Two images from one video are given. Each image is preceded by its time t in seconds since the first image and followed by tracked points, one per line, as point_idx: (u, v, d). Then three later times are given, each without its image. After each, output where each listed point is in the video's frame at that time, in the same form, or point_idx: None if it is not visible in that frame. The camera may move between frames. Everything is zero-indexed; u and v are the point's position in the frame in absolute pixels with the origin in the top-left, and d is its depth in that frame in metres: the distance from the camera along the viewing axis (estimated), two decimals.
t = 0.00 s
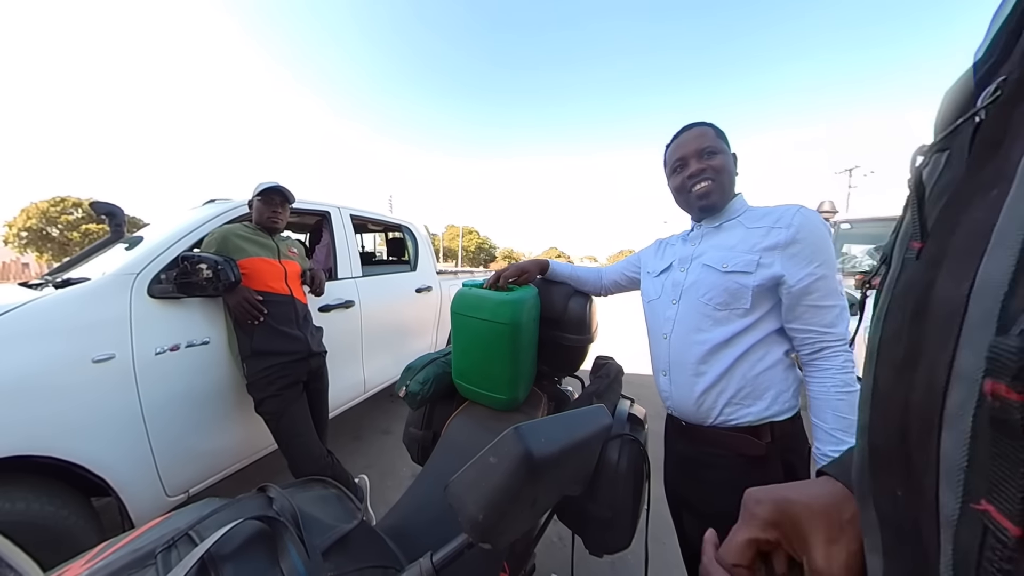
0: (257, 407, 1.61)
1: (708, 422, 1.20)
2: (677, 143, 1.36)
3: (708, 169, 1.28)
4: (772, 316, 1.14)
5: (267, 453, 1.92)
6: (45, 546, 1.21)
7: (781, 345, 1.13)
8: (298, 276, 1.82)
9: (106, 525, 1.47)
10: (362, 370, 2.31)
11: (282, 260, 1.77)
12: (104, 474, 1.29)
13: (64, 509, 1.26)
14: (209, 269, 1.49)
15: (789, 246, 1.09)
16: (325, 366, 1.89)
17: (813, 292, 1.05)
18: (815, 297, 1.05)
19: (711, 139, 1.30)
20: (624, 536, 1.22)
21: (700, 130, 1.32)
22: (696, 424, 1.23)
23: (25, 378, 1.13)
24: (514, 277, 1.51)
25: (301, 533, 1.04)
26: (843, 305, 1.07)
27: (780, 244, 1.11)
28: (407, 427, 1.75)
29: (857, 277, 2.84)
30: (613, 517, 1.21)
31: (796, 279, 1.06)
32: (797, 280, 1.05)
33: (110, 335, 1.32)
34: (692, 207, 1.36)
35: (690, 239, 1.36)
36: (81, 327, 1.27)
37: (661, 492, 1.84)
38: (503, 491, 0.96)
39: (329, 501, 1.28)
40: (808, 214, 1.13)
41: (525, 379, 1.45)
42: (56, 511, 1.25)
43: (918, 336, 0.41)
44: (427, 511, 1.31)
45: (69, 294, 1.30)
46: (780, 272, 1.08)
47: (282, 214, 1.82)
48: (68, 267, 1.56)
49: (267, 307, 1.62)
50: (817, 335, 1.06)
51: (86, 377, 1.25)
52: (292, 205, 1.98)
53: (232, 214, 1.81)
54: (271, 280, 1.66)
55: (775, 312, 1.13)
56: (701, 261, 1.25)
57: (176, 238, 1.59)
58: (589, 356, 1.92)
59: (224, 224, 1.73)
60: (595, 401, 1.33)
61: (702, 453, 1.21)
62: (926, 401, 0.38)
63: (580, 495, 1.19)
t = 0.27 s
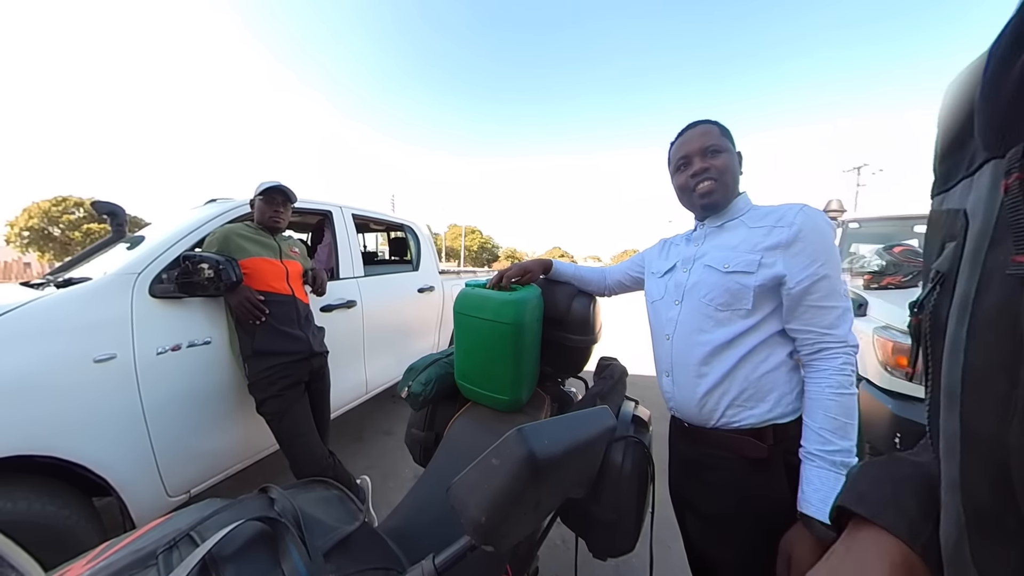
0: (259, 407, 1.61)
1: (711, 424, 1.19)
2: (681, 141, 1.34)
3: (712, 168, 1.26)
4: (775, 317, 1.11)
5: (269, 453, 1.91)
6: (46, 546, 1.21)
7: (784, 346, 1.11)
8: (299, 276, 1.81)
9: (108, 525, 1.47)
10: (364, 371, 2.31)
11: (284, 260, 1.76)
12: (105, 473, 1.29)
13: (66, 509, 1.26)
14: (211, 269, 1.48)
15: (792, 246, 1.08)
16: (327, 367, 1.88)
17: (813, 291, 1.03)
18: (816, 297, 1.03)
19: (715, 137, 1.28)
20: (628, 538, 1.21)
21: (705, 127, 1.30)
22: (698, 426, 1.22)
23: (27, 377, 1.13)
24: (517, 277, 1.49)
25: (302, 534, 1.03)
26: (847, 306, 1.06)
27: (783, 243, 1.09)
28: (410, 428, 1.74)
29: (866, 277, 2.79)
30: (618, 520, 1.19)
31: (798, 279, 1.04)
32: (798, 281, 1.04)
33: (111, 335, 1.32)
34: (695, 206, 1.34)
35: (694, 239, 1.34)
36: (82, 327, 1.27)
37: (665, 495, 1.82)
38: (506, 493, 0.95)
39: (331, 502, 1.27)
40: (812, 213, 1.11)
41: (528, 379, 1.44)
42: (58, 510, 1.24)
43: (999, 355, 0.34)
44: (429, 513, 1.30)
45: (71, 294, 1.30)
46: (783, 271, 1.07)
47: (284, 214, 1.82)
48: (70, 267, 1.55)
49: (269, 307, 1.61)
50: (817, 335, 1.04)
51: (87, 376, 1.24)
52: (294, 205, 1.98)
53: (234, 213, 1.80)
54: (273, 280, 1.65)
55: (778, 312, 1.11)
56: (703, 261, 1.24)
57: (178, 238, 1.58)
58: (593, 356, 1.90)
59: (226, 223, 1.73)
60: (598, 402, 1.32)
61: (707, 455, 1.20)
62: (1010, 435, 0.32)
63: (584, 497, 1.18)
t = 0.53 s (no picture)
0: (260, 408, 1.60)
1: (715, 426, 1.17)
2: (683, 141, 1.33)
3: (715, 169, 1.25)
4: (780, 318, 1.10)
5: (271, 454, 1.91)
6: (48, 547, 1.20)
7: (789, 348, 1.09)
8: (301, 276, 1.81)
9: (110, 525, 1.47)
10: (366, 371, 2.30)
11: (285, 259, 1.76)
12: (107, 474, 1.28)
13: (68, 509, 1.25)
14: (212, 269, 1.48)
15: (797, 246, 1.06)
16: (329, 367, 1.87)
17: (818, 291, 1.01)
18: (821, 299, 1.01)
19: (718, 136, 1.26)
20: (632, 541, 1.20)
21: (708, 126, 1.29)
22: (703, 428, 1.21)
23: (28, 377, 1.13)
24: (520, 277, 1.48)
25: (304, 536, 1.02)
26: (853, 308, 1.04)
27: (788, 243, 1.08)
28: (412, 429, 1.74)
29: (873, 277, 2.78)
30: (622, 523, 1.18)
31: (803, 281, 1.02)
32: (802, 283, 1.02)
33: (113, 334, 1.31)
34: (698, 207, 1.33)
35: (698, 239, 1.33)
36: (83, 327, 1.26)
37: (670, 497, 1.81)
38: (509, 495, 0.94)
39: (333, 503, 1.26)
40: (817, 213, 1.10)
41: (531, 381, 1.43)
42: (60, 510, 1.24)
43: (942, 367, 0.35)
44: (432, 515, 1.29)
45: (72, 293, 1.29)
46: (788, 272, 1.05)
47: (285, 213, 1.81)
48: (72, 267, 1.55)
49: (270, 307, 1.60)
50: (822, 337, 1.02)
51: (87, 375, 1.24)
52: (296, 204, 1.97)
53: (236, 213, 1.79)
54: (274, 280, 1.65)
55: (782, 314, 1.09)
56: (707, 261, 1.22)
57: (180, 237, 1.58)
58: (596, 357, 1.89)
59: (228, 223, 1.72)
60: (602, 404, 1.30)
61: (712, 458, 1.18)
62: (961, 440, 0.32)
63: (588, 500, 1.16)
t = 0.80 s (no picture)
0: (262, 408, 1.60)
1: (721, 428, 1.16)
2: (682, 141, 1.31)
3: (712, 170, 1.23)
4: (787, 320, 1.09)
5: (272, 454, 1.90)
6: (49, 546, 1.20)
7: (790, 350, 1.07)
8: (303, 276, 1.80)
9: (111, 525, 1.46)
10: (368, 371, 2.29)
11: (287, 259, 1.75)
12: (108, 474, 1.28)
13: (69, 509, 1.25)
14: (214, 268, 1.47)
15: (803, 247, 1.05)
16: (330, 367, 1.87)
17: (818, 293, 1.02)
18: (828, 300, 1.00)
19: (717, 137, 1.24)
20: (637, 545, 1.18)
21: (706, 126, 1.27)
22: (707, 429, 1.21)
23: (29, 376, 1.12)
24: (524, 277, 1.47)
25: (306, 537, 1.01)
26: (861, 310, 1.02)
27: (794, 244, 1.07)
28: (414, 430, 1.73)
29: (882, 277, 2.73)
30: (626, 526, 1.16)
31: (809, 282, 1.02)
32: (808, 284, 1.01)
33: (114, 334, 1.31)
34: (697, 208, 1.32)
35: (703, 239, 1.31)
36: (84, 326, 1.26)
37: (674, 500, 1.79)
38: (512, 497, 0.92)
39: (334, 504, 1.25)
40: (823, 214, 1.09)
41: (534, 382, 1.42)
42: (61, 510, 1.23)
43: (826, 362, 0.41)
44: (434, 516, 1.27)
45: (74, 293, 1.29)
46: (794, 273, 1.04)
47: (287, 212, 1.81)
48: (73, 267, 1.55)
49: (272, 307, 1.60)
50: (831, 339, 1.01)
51: (87, 375, 1.23)
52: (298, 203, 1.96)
53: (237, 212, 1.79)
54: (276, 280, 1.64)
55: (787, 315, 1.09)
56: (712, 262, 1.21)
57: (181, 237, 1.57)
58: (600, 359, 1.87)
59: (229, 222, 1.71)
60: (606, 406, 1.29)
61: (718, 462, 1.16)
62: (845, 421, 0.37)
63: (591, 502, 1.15)
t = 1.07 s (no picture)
0: (264, 408, 1.59)
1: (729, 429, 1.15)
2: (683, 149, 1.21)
3: (704, 191, 1.18)
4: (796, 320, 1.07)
5: (274, 454, 1.89)
6: (50, 546, 1.20)
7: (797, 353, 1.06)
8: (305, 276, 1.79)
9: (113, 525, 1.46)
10: (370, 372, 2.28)
11: (289, 259, 1.74)
12: (109, 473, 1.27)
13: (70, 508, 1.25)
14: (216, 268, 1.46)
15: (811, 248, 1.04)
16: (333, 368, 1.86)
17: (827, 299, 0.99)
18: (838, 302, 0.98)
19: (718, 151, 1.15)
20: (642, 548, 1.17)
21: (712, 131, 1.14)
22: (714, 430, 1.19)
23: (30, 376, 1.12)
24: (528, 277, 1.45)
25: (307, 538, 1.00)
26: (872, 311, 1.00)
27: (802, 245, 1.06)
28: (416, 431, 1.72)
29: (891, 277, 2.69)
30: (630, 529, 1.15)
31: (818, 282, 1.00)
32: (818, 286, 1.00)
33: (115, 334, 1.30)
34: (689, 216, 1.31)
35: (710, 239, 1.30)
36: (86, 325, 1.25)
37: (679, 503, 1.77)
38: (514, 499, 0.91)
39: (336, 505, 1.24)
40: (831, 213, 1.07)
41: (538, 383, 1.41)
42: (62, 510, 1.23)
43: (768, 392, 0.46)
44: (436, 518, 1.26)
45: (75, 292, 1.29)
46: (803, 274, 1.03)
47: (289, 212, 1.80)
48: (75, 266, 1.54)
49: (274, 307, 1.59)
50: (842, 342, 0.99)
51: (88, 374, 1.22)
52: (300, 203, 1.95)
53: (239, 212, 1.78)
54: (278, 279, 1.63)
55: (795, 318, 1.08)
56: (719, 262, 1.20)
57: (183, 237, 1.57)
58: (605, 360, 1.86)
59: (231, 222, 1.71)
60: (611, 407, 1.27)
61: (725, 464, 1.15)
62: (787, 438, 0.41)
63: (595, 505, 1.14)
